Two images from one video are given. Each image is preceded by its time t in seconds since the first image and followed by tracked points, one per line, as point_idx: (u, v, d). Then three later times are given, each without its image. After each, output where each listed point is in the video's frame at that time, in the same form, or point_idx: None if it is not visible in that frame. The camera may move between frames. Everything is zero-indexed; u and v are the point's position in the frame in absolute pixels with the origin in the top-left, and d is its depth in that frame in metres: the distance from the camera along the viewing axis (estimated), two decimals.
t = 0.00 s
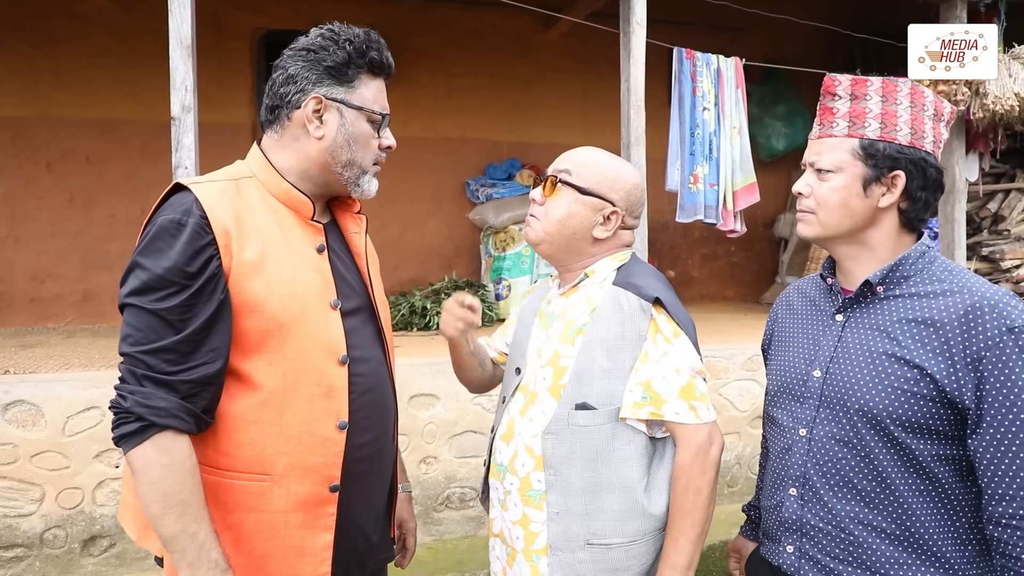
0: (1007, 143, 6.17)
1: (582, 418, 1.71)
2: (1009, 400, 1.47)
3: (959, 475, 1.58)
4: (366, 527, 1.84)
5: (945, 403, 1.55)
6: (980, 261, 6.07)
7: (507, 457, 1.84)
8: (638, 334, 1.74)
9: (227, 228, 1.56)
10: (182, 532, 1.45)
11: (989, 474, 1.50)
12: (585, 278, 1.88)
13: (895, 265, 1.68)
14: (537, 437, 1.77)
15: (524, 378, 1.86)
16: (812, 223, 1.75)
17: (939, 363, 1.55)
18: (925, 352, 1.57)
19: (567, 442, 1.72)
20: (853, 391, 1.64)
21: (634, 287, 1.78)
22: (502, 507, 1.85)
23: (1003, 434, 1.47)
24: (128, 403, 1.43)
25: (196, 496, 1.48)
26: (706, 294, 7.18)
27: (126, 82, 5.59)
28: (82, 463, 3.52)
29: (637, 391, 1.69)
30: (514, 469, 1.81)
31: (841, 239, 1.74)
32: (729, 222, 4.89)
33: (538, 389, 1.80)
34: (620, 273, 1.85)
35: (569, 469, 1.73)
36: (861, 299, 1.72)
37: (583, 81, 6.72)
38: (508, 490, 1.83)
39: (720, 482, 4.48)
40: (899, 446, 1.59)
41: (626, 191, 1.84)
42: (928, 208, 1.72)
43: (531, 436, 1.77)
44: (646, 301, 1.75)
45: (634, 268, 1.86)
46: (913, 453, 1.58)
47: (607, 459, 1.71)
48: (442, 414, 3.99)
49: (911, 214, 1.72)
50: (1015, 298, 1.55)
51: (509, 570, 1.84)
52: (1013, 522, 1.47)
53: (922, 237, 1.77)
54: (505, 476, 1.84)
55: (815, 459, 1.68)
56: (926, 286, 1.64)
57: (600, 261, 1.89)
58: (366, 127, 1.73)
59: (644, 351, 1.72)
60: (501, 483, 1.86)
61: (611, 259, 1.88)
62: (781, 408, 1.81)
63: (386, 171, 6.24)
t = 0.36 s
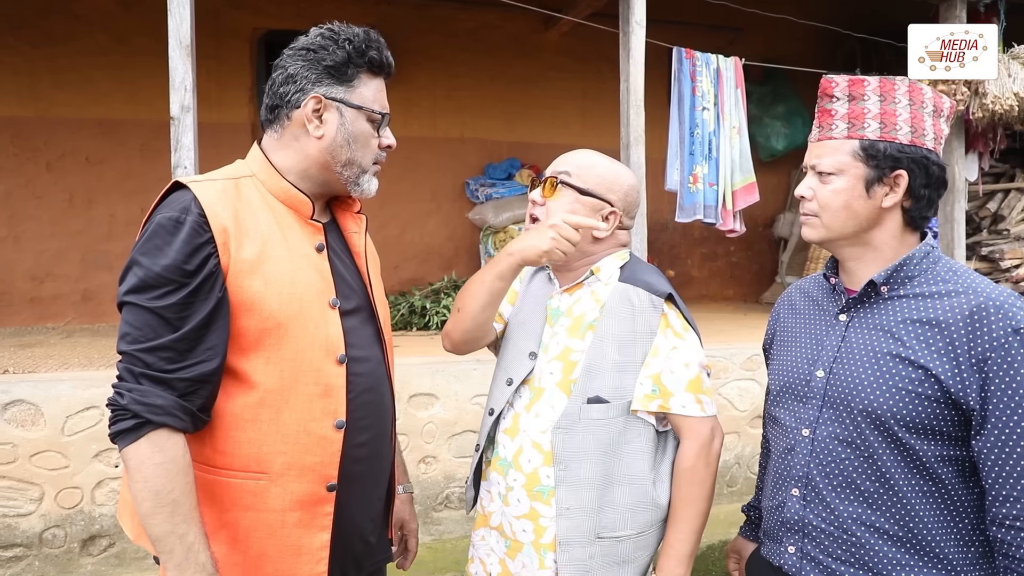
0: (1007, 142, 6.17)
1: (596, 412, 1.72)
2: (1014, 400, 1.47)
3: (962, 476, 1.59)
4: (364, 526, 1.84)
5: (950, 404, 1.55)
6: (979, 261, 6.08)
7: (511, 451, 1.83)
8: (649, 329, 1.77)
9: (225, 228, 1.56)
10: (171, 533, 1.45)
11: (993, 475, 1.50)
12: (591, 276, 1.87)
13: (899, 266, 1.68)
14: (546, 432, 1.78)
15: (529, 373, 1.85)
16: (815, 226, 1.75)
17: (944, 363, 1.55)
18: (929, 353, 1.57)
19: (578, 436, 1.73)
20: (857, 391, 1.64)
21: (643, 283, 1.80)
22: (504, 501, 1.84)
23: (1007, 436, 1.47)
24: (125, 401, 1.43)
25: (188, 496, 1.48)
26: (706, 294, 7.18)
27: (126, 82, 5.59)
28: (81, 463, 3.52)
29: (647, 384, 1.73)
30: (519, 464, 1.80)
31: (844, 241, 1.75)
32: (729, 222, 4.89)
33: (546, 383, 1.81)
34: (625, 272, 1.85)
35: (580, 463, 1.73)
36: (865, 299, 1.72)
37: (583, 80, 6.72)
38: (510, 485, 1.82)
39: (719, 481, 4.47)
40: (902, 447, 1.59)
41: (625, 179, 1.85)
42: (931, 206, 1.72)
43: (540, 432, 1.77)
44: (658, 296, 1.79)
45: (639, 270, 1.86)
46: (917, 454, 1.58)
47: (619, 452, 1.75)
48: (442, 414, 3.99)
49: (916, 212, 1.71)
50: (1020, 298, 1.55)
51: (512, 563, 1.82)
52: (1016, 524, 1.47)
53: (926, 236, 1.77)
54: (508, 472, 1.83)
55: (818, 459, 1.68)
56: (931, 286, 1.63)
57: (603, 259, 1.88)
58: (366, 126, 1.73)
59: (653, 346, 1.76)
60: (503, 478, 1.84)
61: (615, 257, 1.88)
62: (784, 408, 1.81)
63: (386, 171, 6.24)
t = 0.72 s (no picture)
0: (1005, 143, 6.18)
1: (608, 412, 1.74)
2: (1010, 399, 1.47)
3: (958, 475, 1.59)
4: (361, 527, 1.84)
5: (946, 403, 1.55)
6: (977, 260, 6.09)
7: (517, 455, 1.82)
8: (655, 328, 1.80)
9: (221, 230, 1.56)
10: (173, 534, 1.45)
11: (988, 474, 1.50)
12: (592, 277, 1.89)
13: (895, 265, 1.69)
14: (555, 434, 1.78)
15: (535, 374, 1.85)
16: (812, 229, 1.74)
17: (939, 362, 1.56)
18: (925, 352, 1.57)
19: (589, 437, 1.74)
20: (852, 391, 1.64)
21: (646, 283, 1.85)
22: (508, 506, 1.83)
23: (1003, 434, 1.48)
24: (123, 403, 1.43)
25: (189, 497, 1.48)
26: (704, 294, 7.19)
27: (124, 82, 5.59)
28: (79, 463, 3.52)
29: (657, 382, 1.77)
30: (527, 468, 1.80)
31: (839, 242, 1.74)
32: (727, 222, 4.90)
33: (554, 385, 1.81)
34: (625, 274, 1.88)
35: (592, 464, 1.74)
36: (860, 299, 1.73)
37: (581, 80, 6.73)
38: (517, 490, 1.82)
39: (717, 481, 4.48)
40: (898, 445, 1.59)
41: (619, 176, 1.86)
42: (924, 204, 1.73)
43: (550, 434, 1.78)
44: (663, 296, 1.83)
45: (639, 269, 1.91)
46: (913, 453, 1.58)
47: (632, 450, 1.78)
48: (440, 414, 4.00)
49: (910, 211, 1.72)
50: (1014, 297, 1.55)
51: (514, 569, 1.82)
52: (1011, 522, 1.47)
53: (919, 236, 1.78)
54: (514, 476, 1.82)
55: (814, 459, 1.68)
56: (926, 286, 1.64)
57: (603, 260, 1.90)
58: (362, 126, 1.73)
59: (662, 345, 1.79)
60: (509, 483, 1.83)
61: (614, 258, 1.90)
62: (780, 408, 1.81)
63: (384, 171, 6.24)
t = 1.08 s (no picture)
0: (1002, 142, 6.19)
1: (625, 414, 1.75)
2: (995, 393, 1.49)
3: (945, 470, 1.60)
4: (361, 528, 1.84)
5: (932, 398, 1.57)
6: (974, 261, 6.10)
7: (525, 455, 1.81)
8: (669, 332, 1.83)
9: (222, 231, 1.56)
10: (173, 537, 1.45)
11: (975, 468, 1.51)
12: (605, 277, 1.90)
13: (879, 264, 1.70)
14: (568, 434, 1.79)
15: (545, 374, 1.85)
16: (798, 231, 1.75)
17: (926, 359, 1.57)
18: (912, 348, 1.59)
19: (605, 438, 1.75)
20: (841, 388, 1.65)
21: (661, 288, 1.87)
22: (512, 506, 1.82)
23: (989, 428, 1.49)
24: (124, 406, 1.44)
25: (189, 499, 1.48)
26: (702, 293, 7.19)
27: (122, 82, 5.58)
28: (76, 463, 3.52)
29: (672, 385, 1.80)
30: (535, 468, 1.80)
31: (825, 244, 1.75)
32: (724, 222, 4.91)
33: (568, 385, 1.82)
34: (635, 274, 1.91)
35: (608, 465, 1.75)
36: (848, 297, 1.74)
37: (579, 80, 6.73)
38: (522, 489, 1.81)
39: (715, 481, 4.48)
40: (887, 441, 1.60)
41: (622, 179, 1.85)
42: (908, 203, 1.73)
43: (563, 434, 1.79)
44: (680, 302, 1.84)
45: (647, 271, 1.93)
46: (901, 449, 1.59)
47: (645, 452, 1.80)
48: (438, 414, 4.00)
49: (894, 211, 1.73)
50: (997, 294, 1.57)
51: (516, 567, 1.81)
52: (999, 515, 1.48)
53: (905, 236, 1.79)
54: (520, 476, 1.81)
55: (804, 456, 1.68)
56: (912, 283, 1.65)
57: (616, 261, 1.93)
58: (357, 122, 1.72)
59: (675, 350, 1.82)
60: (513, 484, 1.82)
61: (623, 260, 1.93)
62: (769, 406, 1.81)
63: (382, 171, 6.24)
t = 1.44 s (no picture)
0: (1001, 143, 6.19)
1: (639, 413, 1.76)
2: (984, 390, 1.49)
3: (936, 467, 1.60)
4: (365, 535, 1.83)
5: (923, 395, 1.57)
6: (972, 261, 6.11)
7: (540, 456, 1.80)
8: (675, 331, 1.86)
9: (223, 245, 1.55)
10: (178, 553, 1.45)
11: (966, 464, 1.52)
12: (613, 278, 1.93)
13: (870, 263, 1.71)
14: (582, 434, 1.79)
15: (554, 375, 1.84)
16: (790, 236, 1.76)
17: (916, 356, 1.57)
18: (902, 346, 1.59)
19: (620, 438, 1.75)
20: (833, 385, 1.65)
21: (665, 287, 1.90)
22: (527, 509, 1.79)
23: (979, 425, 1.49)
24: (127, 423, 1.44)
25: (193, 516, 1.48)
26: (701, 293, 7.20)
27: (121, 82, 5.58)
28: (75, 463, 3.52)
29: (681, 383, 1.83)
30: (551, 469, 1.78)
31: (817, 248, 1.75)
32: (722, 222, 4.91)
33: (581, 385, 1.82)
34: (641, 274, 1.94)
35: (623, 464, 1.75)
36: (839, 297, 1.74)
37: (578, 81, 6.73)
38: (538, 491, 1.79)
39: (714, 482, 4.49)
40: (878, 438, 1.60)
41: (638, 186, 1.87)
42: (896, 201, 1.73)
43: (577, 435, 1.78)
44: (685, 302, 1.89)
45: (649, 273, 1.95)
46: (892, 446, 1.59)
47: (658, 450, 1.81)
48: (437, 415, 4.00)
49: (882, 210, 1.73)
50: (985, 292, 1.58)
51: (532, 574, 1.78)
52: (990, 511, 1.49)
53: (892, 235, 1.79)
54: (535, 478, 1.79)
55: (796, 454, 1.68)
56: (901, 282, 1.66)
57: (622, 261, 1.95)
58: (349, 121, 1.68)
59: (681, 349, 1.86)
60: (528, 486, 1.80)
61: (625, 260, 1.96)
62: (761, 405, 1.81)
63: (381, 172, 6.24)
